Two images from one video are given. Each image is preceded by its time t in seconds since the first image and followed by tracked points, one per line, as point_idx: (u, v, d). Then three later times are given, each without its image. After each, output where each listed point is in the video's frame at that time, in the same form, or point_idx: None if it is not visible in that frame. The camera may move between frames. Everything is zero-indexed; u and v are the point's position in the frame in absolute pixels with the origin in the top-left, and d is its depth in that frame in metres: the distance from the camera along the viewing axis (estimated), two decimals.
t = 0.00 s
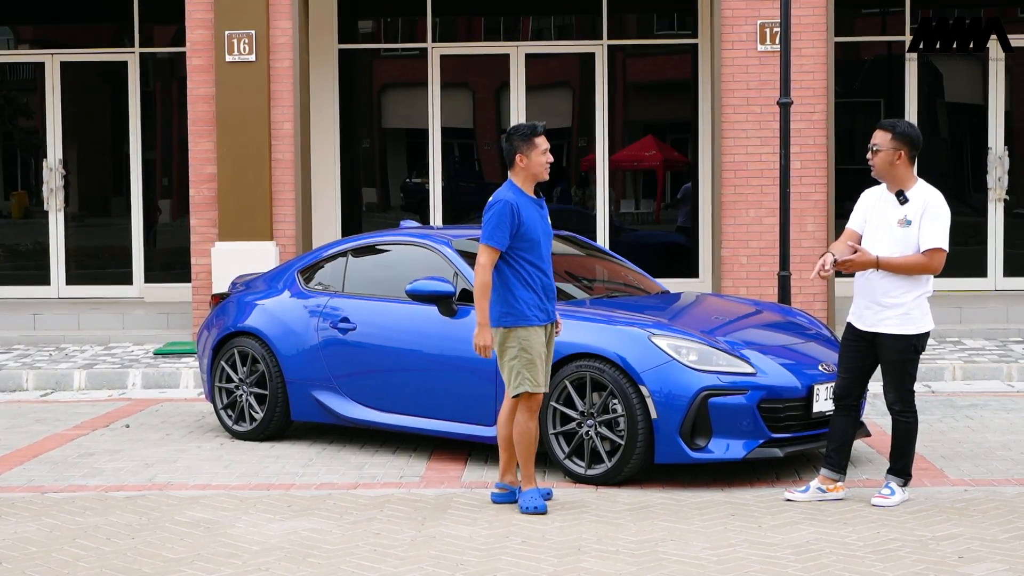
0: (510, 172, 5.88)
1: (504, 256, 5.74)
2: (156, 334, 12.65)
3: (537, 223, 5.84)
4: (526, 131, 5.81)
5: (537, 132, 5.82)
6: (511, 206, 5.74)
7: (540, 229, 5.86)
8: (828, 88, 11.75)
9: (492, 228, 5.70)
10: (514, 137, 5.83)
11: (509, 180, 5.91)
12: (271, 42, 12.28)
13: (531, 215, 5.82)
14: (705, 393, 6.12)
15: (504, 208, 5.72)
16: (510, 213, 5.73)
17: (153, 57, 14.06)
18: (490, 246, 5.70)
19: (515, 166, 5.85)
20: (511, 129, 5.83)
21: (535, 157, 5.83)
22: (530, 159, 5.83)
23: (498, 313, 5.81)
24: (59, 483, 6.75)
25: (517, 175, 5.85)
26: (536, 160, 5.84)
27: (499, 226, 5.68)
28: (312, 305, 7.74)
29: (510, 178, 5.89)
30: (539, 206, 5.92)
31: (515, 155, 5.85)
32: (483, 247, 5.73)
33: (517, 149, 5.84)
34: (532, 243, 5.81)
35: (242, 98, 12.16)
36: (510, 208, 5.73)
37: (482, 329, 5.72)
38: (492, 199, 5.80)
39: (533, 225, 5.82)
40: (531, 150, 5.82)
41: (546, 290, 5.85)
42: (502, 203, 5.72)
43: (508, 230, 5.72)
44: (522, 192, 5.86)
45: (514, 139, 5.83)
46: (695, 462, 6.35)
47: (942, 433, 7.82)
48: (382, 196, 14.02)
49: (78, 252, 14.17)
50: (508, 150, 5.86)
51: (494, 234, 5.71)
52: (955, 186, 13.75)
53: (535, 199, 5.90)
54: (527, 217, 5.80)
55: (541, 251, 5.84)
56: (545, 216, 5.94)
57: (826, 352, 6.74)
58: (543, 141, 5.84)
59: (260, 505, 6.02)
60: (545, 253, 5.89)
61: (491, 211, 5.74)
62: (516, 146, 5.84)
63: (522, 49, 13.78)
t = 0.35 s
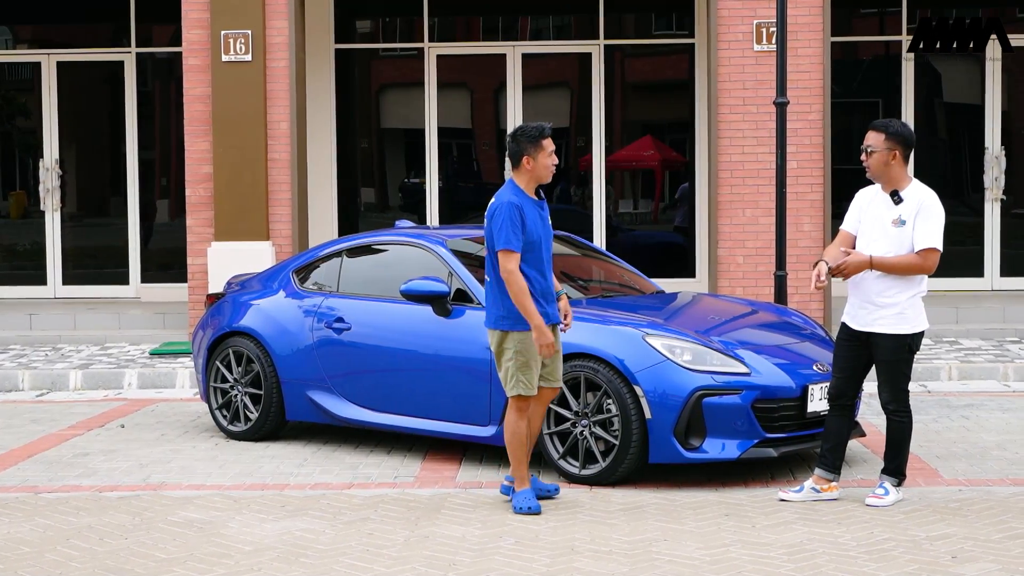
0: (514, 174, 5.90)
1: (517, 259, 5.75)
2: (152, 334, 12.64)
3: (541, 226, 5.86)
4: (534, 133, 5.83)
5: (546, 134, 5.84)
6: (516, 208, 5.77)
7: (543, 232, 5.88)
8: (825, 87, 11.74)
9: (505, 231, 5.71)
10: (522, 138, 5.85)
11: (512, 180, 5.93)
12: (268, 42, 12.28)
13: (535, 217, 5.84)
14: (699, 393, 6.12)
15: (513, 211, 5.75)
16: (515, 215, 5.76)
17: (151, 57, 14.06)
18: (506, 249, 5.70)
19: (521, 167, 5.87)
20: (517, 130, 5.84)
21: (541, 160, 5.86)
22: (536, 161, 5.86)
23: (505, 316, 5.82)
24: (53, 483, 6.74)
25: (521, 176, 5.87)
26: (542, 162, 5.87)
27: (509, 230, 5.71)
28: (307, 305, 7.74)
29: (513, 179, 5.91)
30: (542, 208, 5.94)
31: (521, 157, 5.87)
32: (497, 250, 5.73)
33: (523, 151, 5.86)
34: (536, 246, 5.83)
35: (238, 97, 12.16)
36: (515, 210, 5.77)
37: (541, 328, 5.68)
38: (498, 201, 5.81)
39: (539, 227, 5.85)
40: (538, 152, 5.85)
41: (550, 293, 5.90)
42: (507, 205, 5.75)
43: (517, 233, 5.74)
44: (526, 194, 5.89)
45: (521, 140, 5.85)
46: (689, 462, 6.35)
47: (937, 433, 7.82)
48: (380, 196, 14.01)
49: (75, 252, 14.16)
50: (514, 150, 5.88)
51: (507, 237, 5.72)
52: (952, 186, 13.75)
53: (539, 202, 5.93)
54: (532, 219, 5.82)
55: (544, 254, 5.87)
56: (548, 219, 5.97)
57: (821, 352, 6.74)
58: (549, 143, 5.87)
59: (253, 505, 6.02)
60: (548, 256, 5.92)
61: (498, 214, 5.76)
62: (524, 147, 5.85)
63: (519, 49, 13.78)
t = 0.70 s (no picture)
0: (512, 175, 5.93)
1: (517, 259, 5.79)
2: (148, 335, 12.63)
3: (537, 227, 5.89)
4: (528, 134, 5.84)
5: (539, 135, 5.84)
6: (510, 208, 5.81)
7: (540, 233, 5.91)
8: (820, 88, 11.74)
9: (500, 232, 5.77)
10: (516, 140, 5.86)
11: (511, 183, 5.96)
12: (263, 43, 12.28)
13: (531, 218, 5.87)
14: (691, 394, 6.12)
15: (506, 212, 5.79)
16: (510, 215, 5.80)
17: (151, 58, 14.06)
18: (502, 251, 5.76)
19: (517, 169, 5.89)
20: (512, 133, 5.85)
21: (537, 161, 5.87)
22: (532, 162, 5.87)
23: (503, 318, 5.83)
24: (46, 485, 6.74)
25: (518, 178, 5.90)
26: (538, 163, 5.88)
27: (503, 230, 5.75)
28: (301, 306, 7.74)
29: (511, 182, 5.94)
30: (541, 209, 5.97)
31: (517, 159, 5.88)
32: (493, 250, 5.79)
33: (519, 153, 5.87)
34: (531, 246, 5.87)
35: (234, 98, 12.16)
36: (509, 210, 5.81)
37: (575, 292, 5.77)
38: (492, 202, 5.86)
39: (534, 228, 5.87)
40: (534, 153, 5.86)
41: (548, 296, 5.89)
42: (501, 206, 5.80)
43: (513, 233, 5.78)
44: (523, 195, 5.91)
45: (516, 142, 5.86)
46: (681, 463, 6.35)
47: (931, 434, 7.82)
48: (379, 197, 14.02)
49: (72, 252, 14.17)
50: (509, 153, 5.89)
51: (502, 237, 5.77)
52: (947, 187, 13.77)
53: (538, 202, 5.95)
54: (528, 220, 5.86)
55: (541, 254, 5.90)
56: (548, 219, 5.99)
57: (814, 353, 6.74)
58: (545, 144, 5.87)
59: (246, 507, 6.02)
60: (546, 255, 5.95)
61: (492, 215, 5.81)
62: (518, 149, 5.86)
63: (515, 50, 13.79)
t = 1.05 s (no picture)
0: (512, 177, 5.96)
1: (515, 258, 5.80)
2: (145, 336, 12.64)
3: (536, 227, 5.91)
4: (524, 136, 5.87)
5: (535, 136, 5.88)
6: (509, 208, 5.83)
7: (539, 233, 5.92)
8: (816, 89, 11.75)
9: (496, 232, 5.78)
10: (513, 142, 5.89)
11: (511, 184, 5.99)
12: (260, 45, 12.30)
13: (530, 218, 5.89)
14: (681, 396, 6.13)
15: (504, 212, 5.81)
16: (509, 215, 5.81)
17: (151, 58, 14.08)
18: (500, 248, 5.77)
19: (516, 170, 5.92)
20: (509, 135, 5.89)
21: (534, 161, 5.88)
22: (530, 163, 5.89)
23: (506, 317, 5.83)
24: (39, 486, 6.75)
25: (518, 180, 5.93)
26: (536, 163, 5.89)
27: (502, 230, 5.77)
28: (294, 308, 7.75)
29: (511, 184, 5.97)
30: (542, 210, 5.99)
31: (515, 160, 5.92)
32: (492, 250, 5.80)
33: (516, 154, 5.90)
34: (531, 246, 5.88)
35: (231, 99, 12.17)
36: (508, 210, 5.83)
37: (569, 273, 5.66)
38: (491, 203, 5.89)
39: (532, 229, 5.89)
40: (531, 154, 5.88)
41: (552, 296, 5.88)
42: (500, 206, 5.82)
43: (512, 232, 5.80)
44: (523, 196, 5.93)
45: (513, 143, 5.90)
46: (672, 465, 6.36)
47: (924, 436, 7.82)
48: (379, 197, 14.05)
49: (71, 253, 14.19)
50: (508, 155, 5.93)
51: (499, 236, 5.78)
52: (943, 188, 13.81)
53: (538, 203, 5.97)
54: (527, 220, 5.88)
55: (541, 253, 5.91)
56: (549, 221, 6.00)
57: (807, 354, 6.75)
58: (542, 145, 5.89)
59: (237, 508, 6.02)
60: (547, 255, 5.96)
61: (489, 215, 5.83)
62: (516, 151, 5.90)
63: (511, 51, 13.81)
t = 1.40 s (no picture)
0: (511, 177, 5.98)
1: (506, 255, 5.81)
2: (143, 336, 12.65)
3: (532, 228, 5.91)
4: (524, 136, 5.88)
5: (535, 138, 5.88)
6: (504, 208, 5.85)
7: (535, 234, 5.92)
8: (812, 90, 11.77)
9: (490, 229, 5.80)
10: (513, 142, 5.91)
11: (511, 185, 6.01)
12: (256, 45, 12.30)
13: (526, 219, 5.90)
14: (673, 397, 6.15)
15: (499, 212, 5.83)
16: (502, 216, 5.83)
17: (152, 59, 14.15)
18: (491, 245, 5.78)
19: (515, 171, 5.94)
20: (510, 135, 5.91)
21: (532, 162, 5.90)
22: (528, 164, 5.90)
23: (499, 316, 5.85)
24: (32, 486, 6.76)
25: (516, 180, 5.94)
26: (533, 165, 5.90)
27: (494, 229, 5.78)
28: (288, 309, 7.76)
29: (510, 185, 5.99)
30: (540, 213, 6.00)
31: (514, 160, 5.94)
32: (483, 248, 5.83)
33: (515, 155, 5.92)
34: (526, 246, 5.88)
35: (228, 100, 12.19)
36: (503, 210, 5.84)
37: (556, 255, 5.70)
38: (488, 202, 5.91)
39: (528, 229, 5.89)
40: (529, 155, 5.89)
41: (545, 297, 5.88)
42: (494, 206, 5.83)
43: (504, 231, 5.81)
44: (521, 198, 5.94)
45: (513, 145, 5.91)
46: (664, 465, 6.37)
47: (918, 436, 7.83)
48: (380, 198, 14.08)
49: (71, 254, 14.24)
50: (507, 155, 5.95)
51: (493, 235, 5.79)
52: (939, 188, 13.85)
53: (536, 206, 5.98)
54: (522, 220, 5.88)
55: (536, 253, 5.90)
56: (546, 222, 5.99)
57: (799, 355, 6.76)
58: (541, 147, 5.89)
59: (230, 508, 6.04)
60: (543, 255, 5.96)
61: (485, 214, 5.85)
62: (515, 151, 5.92)
63: (508, 52, 13.85)
